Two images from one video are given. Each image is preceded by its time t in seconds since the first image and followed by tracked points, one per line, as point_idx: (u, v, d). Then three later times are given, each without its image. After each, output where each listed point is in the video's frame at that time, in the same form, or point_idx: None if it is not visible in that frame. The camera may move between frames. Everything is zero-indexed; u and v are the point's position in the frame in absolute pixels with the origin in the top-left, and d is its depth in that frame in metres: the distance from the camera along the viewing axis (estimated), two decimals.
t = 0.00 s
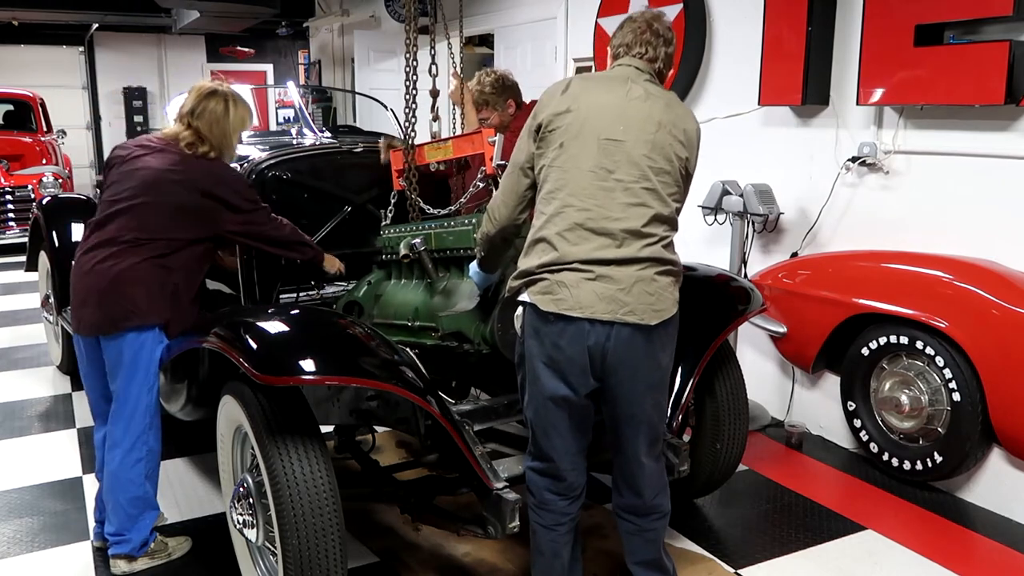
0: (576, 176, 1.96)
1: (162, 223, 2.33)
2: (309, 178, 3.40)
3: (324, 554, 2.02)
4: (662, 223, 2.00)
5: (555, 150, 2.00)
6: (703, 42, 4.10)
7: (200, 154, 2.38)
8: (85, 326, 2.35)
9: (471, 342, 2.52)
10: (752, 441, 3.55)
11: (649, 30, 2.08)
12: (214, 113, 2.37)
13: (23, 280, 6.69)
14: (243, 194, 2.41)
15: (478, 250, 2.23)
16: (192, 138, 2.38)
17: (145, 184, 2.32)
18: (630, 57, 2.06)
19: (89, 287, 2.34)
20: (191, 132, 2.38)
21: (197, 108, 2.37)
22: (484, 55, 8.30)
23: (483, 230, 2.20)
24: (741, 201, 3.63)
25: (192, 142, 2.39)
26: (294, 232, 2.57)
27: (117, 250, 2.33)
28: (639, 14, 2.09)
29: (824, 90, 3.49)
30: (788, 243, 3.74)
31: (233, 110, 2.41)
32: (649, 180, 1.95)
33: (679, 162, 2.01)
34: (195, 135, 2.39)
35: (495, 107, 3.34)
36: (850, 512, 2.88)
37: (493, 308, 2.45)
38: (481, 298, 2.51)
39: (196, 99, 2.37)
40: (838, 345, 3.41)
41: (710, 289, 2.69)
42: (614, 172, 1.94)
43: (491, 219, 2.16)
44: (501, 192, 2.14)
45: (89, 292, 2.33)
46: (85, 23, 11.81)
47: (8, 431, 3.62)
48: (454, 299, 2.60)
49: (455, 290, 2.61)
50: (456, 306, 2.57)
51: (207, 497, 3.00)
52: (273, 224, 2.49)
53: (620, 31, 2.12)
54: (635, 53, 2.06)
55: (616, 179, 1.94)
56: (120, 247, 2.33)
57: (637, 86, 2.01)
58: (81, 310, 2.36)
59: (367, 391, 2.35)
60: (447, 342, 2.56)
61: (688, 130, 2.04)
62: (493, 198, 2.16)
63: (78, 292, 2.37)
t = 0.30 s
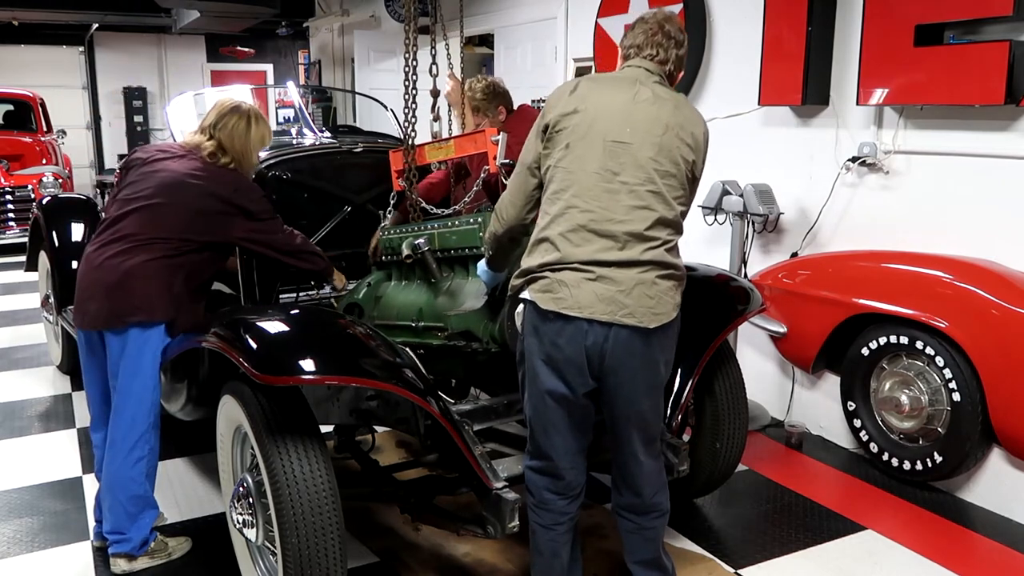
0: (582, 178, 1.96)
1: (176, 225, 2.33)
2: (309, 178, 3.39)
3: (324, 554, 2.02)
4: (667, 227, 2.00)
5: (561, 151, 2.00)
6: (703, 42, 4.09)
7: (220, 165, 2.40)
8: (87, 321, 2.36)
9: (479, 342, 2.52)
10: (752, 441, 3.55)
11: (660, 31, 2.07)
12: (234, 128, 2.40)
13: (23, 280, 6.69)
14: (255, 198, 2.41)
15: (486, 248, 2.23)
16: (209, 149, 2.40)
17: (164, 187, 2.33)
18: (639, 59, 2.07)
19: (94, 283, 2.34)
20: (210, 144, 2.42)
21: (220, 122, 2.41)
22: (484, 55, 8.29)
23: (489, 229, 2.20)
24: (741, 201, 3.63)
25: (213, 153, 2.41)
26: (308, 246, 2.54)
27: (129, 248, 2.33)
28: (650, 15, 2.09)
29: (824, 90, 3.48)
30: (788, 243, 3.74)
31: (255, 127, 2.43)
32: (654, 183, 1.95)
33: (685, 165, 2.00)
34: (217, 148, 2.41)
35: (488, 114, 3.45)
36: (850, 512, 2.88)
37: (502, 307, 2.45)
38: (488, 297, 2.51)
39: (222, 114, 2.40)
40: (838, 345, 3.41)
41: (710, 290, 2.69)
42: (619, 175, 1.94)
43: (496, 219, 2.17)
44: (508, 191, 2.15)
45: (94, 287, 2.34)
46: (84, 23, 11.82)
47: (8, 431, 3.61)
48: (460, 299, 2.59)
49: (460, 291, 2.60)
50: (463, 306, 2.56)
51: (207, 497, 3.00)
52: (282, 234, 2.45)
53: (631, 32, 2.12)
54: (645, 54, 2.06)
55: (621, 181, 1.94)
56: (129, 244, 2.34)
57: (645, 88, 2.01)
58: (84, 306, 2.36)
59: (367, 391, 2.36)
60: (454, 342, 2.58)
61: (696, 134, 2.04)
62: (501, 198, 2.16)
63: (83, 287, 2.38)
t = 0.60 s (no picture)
0: (593, 179, 1.96)
1: (177, 223, 2.33)
2: (309, 178, 3.39)
3: (323, 554, 2.02)
4: (675, 226, 2.04)
5: (570, 153, 1.99)
6: (703, 42, 4.09)
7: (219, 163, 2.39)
8: (86, 318, 2.36)
9: (489, 340, 2.53)
10: (752, 441, 3.55)
11: (657, 27, 2.07)
12: (237, 128, 2.40)
13: (23, 280, 6.69)
14: (255, 197, 2.40)
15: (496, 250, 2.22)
16: (209, 149, 2.40)
17: (165, 185, 2.34)
18: (637, 56, 2.07)
19: (94, 281, 2.35)
20: (211, 143, 2.42)
21: (223, 121, 2.42)
22: (484, 55, 8.29)
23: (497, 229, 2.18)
24: (741, 201, 3.63)
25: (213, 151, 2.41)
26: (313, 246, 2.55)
27: (130, 246, 2.34)
28: (648, 11, 2.09)
29: (824, 90, 3.48)
30: (788, 243, 3.74)
31: (257, 129, 2.44)
32: (665, 184, 1.98)
33: (691, 164, 2.04)
34: (218, 146, 2.41)
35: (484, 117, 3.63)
36: (850, 512, 2.88)
37: (511, 307, 2.46)
38: (497, 296, 2.50)
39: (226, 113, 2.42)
40: (838, 345, 3.41)
41: (710, 290, 2.69)
42: (630, 175, 1.96)
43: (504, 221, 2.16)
44: (514, 193, 2.13)
45: (95, 285, 2.34)
46: (84, 23, 11.81)
47: (8, 431, 3.62)
48: (468, 298, 2.57)
49: (467, 291, 2.59)
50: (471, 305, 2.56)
51: (207, 497, 3.00)
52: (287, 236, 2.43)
53: (628, 28, 2.11)
54: (642, 52, 2.07)
55: (633, 183, 1.96)
56: (130, 243, 2.34)
57: (648, 88, 2.02)
58: (85, 304, 2.36)
59: (367, 391, 2.36)
60: (463, 340, 2.59)
61: (699, 132, 2.07)
62: (507, 200, 2.15)
63: (84, 285, 2.38)
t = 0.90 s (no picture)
0: (631, 176, 1.95)
1: (173, 222, 2.33)
2: (309, 178, 3.39)
3: (324, 554, 2.02)
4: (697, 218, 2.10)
5: (603, 149, 1.98)
6: (703, 42, 4.09)
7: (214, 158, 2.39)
8: (85, 319, 2.36)
9: (496, 339, 2.48)
10: (752, 441, 3.55)
11: (659, 31, 2.08)
12: (231, 123, 2.40)
13: (23, 280, 6.69)
14: (252, 195, 2.40)
15: (511, 250, 2.18)
16: (203, 143, 2.40)
17: (160, 183, 2.34)
18: (646, 61, 2.07)
19: (93, 282, 2.35)
20: (205, 138, 2.41)
21: (217, 116, 2.41)
22: (484, 55, 8.28)
23: (519, 229, 2.12)
24: (740, 201, 3.63)
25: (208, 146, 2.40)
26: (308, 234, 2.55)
27: (127, 246, 2.34)
28: (650, 17, 2.09)
29: (824, 90, 3.48)
30: (788, 243, 3.74)
31: (253, 123, 2.44)
32: (693, 177, 2.03)
33: (714, 158, 2.09)
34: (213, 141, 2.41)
35: (484, 121, 3.64)
36: (850, 512, 2.88)
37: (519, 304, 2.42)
38: (504, 294, 2.47)
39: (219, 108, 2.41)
40: (838, 345, 3.41)
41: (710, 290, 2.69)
42: (664, 170, 1.98)
43: (524, 219, 2.10)
44: (533, 193, 2.09)
45: (93, 286, 2.34)
46: (84, 23, 11.81)
47: (8, 431, 3.61)
48: (474, 297, 2.55)
49: (472, 290, 2.57)
50: (478, 305, 2.53)
51: (207, 497, 3.00)
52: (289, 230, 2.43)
53: (631, 35, 2.11)
54: (650, 57, 2.07)
55: (668, 177, 1.98)
56: (127, 243, 2.34)
57: (667, 86, 2.04)
58: (84, 305, 2.36)
59: (367, 391, 2.36)
60: (471, 340, 2.54)
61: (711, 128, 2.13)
62: (525, 201, 2.10)
63: (82, 286, 2.38)
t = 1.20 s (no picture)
0: (635, 181, 1.97)
1: (173, 222, 2.33)
2: (308, 178, 3.39)
3: (323, 553, 2.02)
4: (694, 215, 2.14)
5: (604, 158, 1.98)
6: (703, 42, 4.09)
7: (211, 157, 2.39)
8: (85, 319, 2.36)
9: (497, 340, 2.46)
10: (752, 441, 3.55)
11: (637, 33, 2.08)
12: (227, 122, 2.40)
13: (23, 280, 6.69)
14: (250, 195, 2.40)
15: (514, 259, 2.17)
16: (199, 142, 2.40)
17: (158, 183, 2.34)
18: (630, 64, 2.08)
19: (92, 282, 2.35)
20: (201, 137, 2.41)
21: (213, 114, 2.40)
22: (484, 55, 8.28)
23: (522, 240, 2.11)
24: (740, 201, 3.62)
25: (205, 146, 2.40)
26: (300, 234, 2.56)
27: (127, 246, 2.34)
28: (624, 20, 2.08)
29: (824, 90, 3.48)
30: (788, 243, 3.74)
31: (249, 122, 2.43)
32: (691, 175, 2.07)
33: (707, 155, 2.13)
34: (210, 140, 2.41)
35: (489, 116, 3.57)
36: (850, 512, 2.88)
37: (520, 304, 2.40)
38: (505, 295, 2.44)
39: (215, 108, 2.41)
40: (838, 345, 3.41)
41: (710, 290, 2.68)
42: (666, 173, 2.01)
43: (525, 232, 2.09)
44: (531, 205, 2.07)
45: (93, 286, 2.34)
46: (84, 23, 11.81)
47: (8, 431, 3.61)
48: (477, 297, 2.54)
49: (472, 290, 2.57)
50: (479, 304, 2.51)
51: (207, 497, 3.00)
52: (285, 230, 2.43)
53: (609, 37, 2.10)
54: (634, 60, 2.08)
55: (670, 179, 2.01)
56: (126, 243, 2.34)
57: (654, 89, 2.07)
58: (84, 305, 2.36)
59: (367, 391, 2.36)
60: (471, 340, 2.52)
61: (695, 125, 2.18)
62: (524, 215, 2.08)
63: (82, 287, 2.38)
